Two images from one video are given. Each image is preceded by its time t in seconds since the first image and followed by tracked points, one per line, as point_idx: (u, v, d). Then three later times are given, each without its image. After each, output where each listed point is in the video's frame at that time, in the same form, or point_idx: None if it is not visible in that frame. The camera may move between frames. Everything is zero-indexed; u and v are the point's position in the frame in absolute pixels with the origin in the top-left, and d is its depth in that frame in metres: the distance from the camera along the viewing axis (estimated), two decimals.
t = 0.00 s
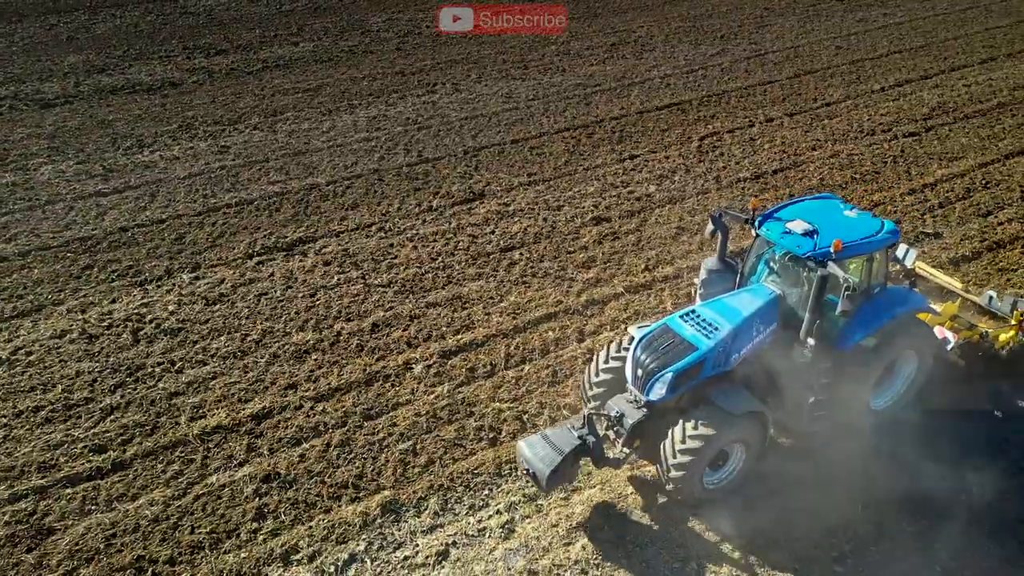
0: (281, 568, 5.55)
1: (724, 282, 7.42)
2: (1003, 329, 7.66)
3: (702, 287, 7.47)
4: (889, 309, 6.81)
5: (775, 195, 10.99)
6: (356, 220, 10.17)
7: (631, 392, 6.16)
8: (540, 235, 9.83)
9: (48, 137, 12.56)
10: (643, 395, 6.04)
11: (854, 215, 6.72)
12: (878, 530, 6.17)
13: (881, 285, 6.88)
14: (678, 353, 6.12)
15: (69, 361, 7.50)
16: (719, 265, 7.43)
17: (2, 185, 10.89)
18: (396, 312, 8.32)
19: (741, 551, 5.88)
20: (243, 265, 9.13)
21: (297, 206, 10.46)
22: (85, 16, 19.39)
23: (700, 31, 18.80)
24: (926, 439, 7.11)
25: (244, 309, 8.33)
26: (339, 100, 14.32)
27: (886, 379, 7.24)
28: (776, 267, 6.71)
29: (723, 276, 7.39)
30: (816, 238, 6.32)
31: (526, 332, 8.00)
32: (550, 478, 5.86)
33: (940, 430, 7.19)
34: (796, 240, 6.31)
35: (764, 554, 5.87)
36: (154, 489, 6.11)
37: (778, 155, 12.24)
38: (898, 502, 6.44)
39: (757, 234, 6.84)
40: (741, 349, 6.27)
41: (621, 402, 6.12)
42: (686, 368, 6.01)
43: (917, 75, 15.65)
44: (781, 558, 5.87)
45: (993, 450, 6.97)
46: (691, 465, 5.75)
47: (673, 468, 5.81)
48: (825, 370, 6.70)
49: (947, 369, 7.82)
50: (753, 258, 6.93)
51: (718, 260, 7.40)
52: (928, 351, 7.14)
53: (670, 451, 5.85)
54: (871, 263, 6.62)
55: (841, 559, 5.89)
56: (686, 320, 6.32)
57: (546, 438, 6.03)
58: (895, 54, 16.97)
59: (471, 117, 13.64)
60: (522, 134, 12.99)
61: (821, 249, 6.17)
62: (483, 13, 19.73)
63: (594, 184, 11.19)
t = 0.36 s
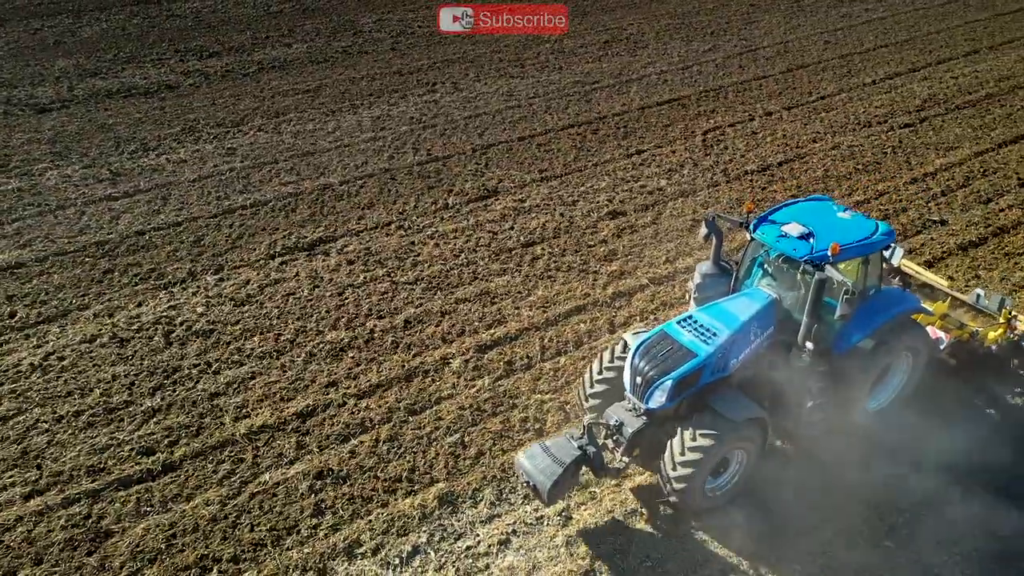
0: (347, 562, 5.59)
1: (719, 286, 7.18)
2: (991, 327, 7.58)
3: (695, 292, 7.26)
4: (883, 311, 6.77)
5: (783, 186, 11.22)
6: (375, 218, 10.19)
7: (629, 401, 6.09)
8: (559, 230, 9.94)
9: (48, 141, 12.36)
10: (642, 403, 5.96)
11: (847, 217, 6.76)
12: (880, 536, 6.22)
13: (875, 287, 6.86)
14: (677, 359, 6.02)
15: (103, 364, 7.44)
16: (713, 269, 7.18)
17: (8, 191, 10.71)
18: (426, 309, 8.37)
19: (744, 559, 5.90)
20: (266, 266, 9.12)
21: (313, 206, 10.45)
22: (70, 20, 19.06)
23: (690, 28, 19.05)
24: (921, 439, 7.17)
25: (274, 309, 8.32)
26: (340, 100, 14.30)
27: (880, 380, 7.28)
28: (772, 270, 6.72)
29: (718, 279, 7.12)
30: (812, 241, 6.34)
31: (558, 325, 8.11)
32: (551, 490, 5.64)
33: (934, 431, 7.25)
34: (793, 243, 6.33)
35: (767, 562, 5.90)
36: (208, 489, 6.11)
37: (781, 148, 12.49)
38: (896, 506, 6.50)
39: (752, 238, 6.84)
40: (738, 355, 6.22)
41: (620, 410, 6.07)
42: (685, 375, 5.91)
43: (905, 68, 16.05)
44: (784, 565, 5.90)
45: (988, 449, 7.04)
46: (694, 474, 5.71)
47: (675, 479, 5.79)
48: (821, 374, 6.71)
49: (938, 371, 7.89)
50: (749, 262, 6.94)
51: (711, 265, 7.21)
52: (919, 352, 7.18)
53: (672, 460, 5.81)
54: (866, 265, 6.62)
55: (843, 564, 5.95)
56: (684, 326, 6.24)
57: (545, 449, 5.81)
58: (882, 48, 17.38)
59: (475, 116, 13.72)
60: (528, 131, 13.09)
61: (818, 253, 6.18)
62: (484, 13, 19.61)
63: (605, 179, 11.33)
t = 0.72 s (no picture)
0: (409, 553, 5.66)
1: (709, 291, 7.12)
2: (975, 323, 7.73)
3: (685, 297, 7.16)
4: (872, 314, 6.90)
5: (783, 177, 11.50)
6: (388, 216, 10.21)
7: (625, 412, 6.02)
8: (572, 224, 10.08)
9: (42, 146, 12.11)
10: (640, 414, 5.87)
11: (835, 219, 6.76)
12: (882, 539, 6.19)
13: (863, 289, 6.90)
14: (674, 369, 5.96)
15: (134, 368, 7.37)
16: (702, 274, 7.10)
17: (9, 197, 10.50)
18: (452, 304, 8.44)
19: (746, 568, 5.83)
20: (285, 266, 9.09)
21: (324, 206, 10.43)
22: (46, 23, 18.63)
23: (673, 24, 19.34)
24: (914, 439, 7.18)
25: (300, 309, 8.31)
26: (336, 100, 14.24)
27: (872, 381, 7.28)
28: (762, 273, 6.67)
29: (708, 284, 7.06)
30: (804, 245, 6.30)
31: (584, 316, 8.24)
32: (551, 506, 5.58)
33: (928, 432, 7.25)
34: (785, 247, 6.27)
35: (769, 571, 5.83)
36: (260, 487, 6.11)
37: (777, 139, 12.78)
38: (896, 509, 6.48)
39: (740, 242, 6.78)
40: (733, 362, 6.17)
41: (616, 422, 5.99)
42: (683, 385, 5.85)
43: (885, 61, 16.53)
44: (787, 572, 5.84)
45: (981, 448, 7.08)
46: (695, 484, 5.62)
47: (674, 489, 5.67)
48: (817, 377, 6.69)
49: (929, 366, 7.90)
50: (738, 267, 6.89)
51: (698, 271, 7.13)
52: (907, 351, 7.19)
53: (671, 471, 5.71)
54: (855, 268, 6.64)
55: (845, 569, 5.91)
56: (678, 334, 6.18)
57: (544, 465, 5.74)
58: (860, 41, 17.85)
59: (474, 114, 13.79)
60: (528, 128, 13.21)
61: (811, 257, 6.16)
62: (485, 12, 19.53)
63: (610, 173, 11.51)
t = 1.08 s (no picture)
0: (464, 541, 5.76)
1: (700, 296, 7.15)
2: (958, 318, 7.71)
3: (676, 301, 7.18)
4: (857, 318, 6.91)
5: (779, 168, 11.80)
6: (398, 214, 10.26)
7: (622, 421, 5.88)
8: (581, 217, 10.23)
9: (35, 152, 11.87)
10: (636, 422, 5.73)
11: (825, 220, 6.72)
12: (883, 539, 6.16)
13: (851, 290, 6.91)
14: (669, 376, 5.84)
15: (163, 372, 7.32)
16: (694, 279, 7.18)
17: (7, 205, 10.28)
18: (474, 298, 8.53)
19: None
20: (301, 266, 9.08)
21: (332, 206, 10.42)
22: (19, 28, 18.18)
23: (654, 21, 19.62)
24: (907, 437, 7.20)
25: (322, 307, 8.32)
26: (329, 101, 14.20)
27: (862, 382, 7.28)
28: (754, 276, 6.64)
29: (700, 288, 7.11)
30: (795, 246, 6.26)
31: (605, 306, 8.40)
32: (552, 521, 5.41)
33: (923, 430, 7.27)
34: (777, 250, 6.23)
35: None
36: (307, 483, 6.14)
37: (769, 131, 13.08)
38: (895, 508, 6.47)
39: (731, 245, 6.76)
40: (727, 368, 6.10)
41: (613, 432, 5.83)
42: (680, 392, 5.73)
43: (863, 53, 17.00)
44: None
45: (976, 445, 7.10)
46: (696, 493, 5.53)
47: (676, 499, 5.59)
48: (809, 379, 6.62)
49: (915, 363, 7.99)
50: (728, 271, 6.87)
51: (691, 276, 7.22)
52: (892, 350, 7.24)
53: (671, 480, 5.61)
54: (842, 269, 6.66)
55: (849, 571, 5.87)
56: (673, 340, 6.07)
57: (542, 478, 5.55)
58: (837, 35, 18.33)
59: (469, 111, 13.87)
60: (524, 124, 13.32)
61: (803, 259, 6.14)
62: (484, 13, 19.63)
63: (612, 167, 11.69)
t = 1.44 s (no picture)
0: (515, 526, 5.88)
1: (690, 304, 6.80)
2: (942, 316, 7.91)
3: (665, 310, 6.81)
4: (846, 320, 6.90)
5: (772, 157, 12.11)
6: (406, 211, 10.30)
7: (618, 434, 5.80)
8: (587, 210, 10.40)
9: (25, 158, 11.62)
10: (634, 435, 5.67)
11: (811, 221, 6.71)
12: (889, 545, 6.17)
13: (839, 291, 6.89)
14: (665, 389, 5.83)
15: (191, 373, 7.28)
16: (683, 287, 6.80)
17: (5, 212, 10.07)
18: (493, 291, 8.63)
19: None
20: (316, 264, 9.08)
21: (339, 205, 10.43)
22: None
23: (632, 17, 19.91)
24: (902, 432, 7.21)
25: (343, 305, 8.33)
26: (320, 101, 14.14)
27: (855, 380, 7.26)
28: (743, 282, 6.64)
29: (690, 296, 6.75)
30: (785, 250, 6.23)
31: (622, 295, 8.57)
32: (553, 542, 5.41)
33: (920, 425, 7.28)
34: (767, 255, 6.21)
35: None
36: (355, 476, 6.20)
37: (758, 123, 13.41)
38: (898, 511, 6.46)
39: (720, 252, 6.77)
40: (721, 376, 6.13)
41: (610, 446, 5.73)
42: (676, 405, 5.73)
43: (838, 46, 17.51)
44: None
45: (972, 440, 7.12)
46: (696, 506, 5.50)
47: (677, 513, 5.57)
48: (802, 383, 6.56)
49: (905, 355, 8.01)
50: (718, 277, 6.85)
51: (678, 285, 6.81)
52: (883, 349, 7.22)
53: (673, 493, 5.61)
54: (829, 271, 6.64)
55: None
56: (667, 351, 6.07)
57: (541, 498, 5.54)
58: (811, 28, 18.82)
59: (463, 109, 13.94)
60: (519, 120, 13.45)
61: (793, 263, 6.11)
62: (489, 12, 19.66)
63: (610, 161, 11.89)
